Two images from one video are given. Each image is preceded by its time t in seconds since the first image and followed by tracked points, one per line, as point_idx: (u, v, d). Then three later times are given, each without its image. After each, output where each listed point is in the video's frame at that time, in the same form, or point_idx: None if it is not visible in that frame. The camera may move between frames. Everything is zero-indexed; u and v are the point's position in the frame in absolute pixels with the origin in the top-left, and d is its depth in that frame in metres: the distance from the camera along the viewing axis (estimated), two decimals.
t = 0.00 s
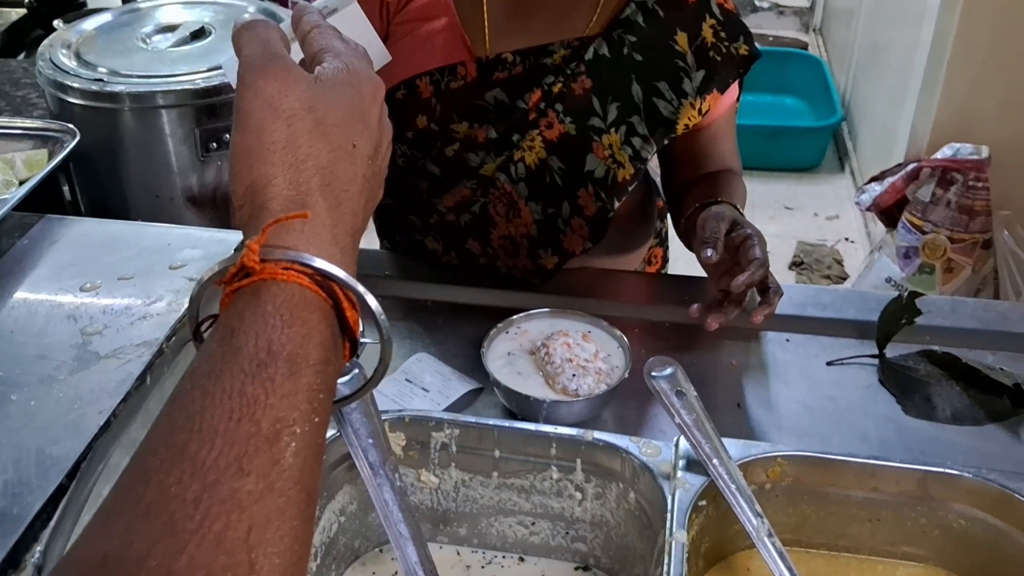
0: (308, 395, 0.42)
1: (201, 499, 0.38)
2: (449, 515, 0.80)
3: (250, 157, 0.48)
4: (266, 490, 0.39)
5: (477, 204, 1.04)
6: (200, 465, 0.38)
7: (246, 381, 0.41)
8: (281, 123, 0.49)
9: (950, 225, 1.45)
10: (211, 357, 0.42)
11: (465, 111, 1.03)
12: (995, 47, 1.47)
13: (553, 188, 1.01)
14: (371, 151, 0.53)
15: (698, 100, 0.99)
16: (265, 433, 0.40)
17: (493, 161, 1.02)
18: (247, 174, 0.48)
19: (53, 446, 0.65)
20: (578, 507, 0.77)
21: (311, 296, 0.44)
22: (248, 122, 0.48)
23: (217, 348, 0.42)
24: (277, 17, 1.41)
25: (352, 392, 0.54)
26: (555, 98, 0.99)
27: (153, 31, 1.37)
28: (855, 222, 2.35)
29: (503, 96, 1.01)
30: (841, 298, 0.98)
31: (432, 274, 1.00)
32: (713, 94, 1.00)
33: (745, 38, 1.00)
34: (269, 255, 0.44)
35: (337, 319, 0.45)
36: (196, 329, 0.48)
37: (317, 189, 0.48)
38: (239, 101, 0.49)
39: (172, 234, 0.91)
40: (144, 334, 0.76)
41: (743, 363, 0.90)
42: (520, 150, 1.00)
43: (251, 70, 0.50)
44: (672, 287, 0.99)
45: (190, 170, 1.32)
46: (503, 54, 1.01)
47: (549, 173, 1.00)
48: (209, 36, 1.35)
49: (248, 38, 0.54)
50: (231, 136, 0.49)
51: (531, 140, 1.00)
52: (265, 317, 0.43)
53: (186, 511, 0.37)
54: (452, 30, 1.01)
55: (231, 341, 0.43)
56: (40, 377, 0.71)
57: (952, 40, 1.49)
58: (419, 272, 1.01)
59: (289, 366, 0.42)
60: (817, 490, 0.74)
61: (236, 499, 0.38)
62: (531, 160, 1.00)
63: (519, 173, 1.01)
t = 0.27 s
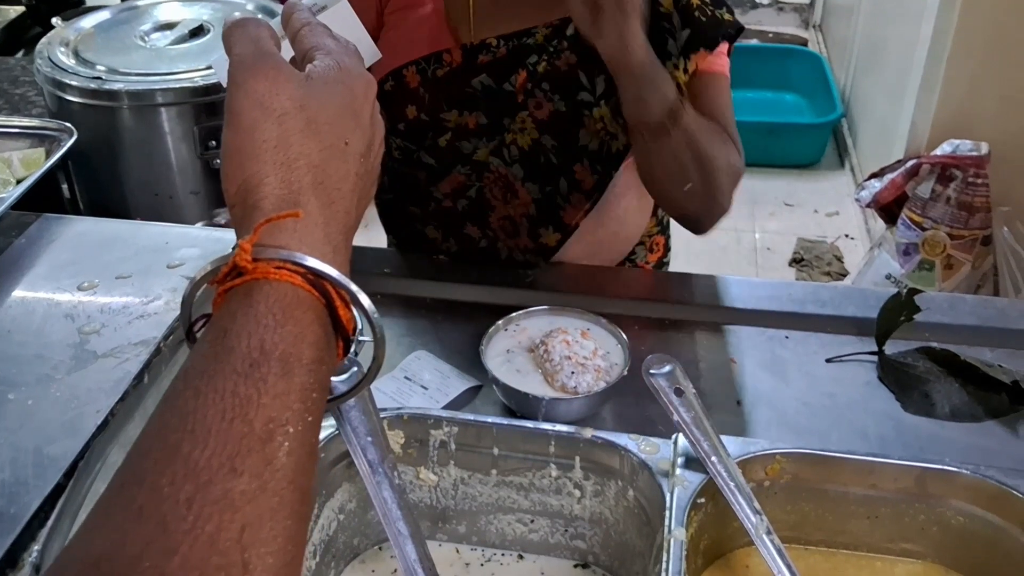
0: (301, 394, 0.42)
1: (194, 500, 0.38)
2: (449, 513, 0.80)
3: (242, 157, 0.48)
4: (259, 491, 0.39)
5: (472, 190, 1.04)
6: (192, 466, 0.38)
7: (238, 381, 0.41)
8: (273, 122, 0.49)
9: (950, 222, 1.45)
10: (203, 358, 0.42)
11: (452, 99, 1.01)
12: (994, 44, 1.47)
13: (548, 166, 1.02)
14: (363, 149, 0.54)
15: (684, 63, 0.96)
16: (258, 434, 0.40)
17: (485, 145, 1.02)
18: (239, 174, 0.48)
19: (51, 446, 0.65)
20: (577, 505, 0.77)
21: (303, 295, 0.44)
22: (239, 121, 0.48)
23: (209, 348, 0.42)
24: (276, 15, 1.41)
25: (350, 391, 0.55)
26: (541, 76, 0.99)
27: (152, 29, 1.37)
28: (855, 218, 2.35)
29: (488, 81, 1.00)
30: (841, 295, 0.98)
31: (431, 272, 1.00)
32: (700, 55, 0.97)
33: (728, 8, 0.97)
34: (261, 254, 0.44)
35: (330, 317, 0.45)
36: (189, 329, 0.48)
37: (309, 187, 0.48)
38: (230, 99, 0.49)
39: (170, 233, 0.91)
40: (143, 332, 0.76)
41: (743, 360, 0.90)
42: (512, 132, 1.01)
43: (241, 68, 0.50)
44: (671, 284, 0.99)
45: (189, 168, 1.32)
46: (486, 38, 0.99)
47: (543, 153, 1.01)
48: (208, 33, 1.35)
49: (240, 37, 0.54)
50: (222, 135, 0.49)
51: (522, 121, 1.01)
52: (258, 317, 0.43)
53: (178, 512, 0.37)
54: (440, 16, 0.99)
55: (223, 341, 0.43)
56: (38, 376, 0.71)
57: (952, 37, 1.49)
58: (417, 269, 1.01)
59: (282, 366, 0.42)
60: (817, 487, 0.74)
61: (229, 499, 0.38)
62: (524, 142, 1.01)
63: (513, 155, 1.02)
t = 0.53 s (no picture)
0: (299, 392, 0.42)
1: (193, 498, 0.38)
2: (449, 510, 0.81)
3: (239, 156, 0.48)
4: (257, 488, 0.39)
5: (454, 190, 1.05)
6: (191, 465, 0.38)
7: (236, 379, 0.41)
8: (271, 121, 0.49)
9: (949, 219, 1.45)
10: (201, 357, 0.42)
11: (429, 99, 1.01)
12: (994, 41, 1.47)
13: (520, 159, 1.01)
14: (361, 149, 0.54)
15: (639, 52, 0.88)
16: (256, 432, 0.40)
17: (457, 142, 1.02)
18: (237, 173, 0.48)
19: (51, 445, 0.65)
20: (577, 502, 0.77)
21: (301, 294, 0.44)
22: (237, 120, 0.48)
23: (207, 347, 0.43)
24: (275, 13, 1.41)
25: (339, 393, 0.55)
26: (507, 68, 0.97)
27: (151, 27, 1.37)
28: (855, 215, 2.35)
29: (461, 78, 0.99)
30: (840, 292, 0.98)
31: (431, 270, 1.00)
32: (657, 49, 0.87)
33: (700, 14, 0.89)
34: (258, 253, 0.44)
35: (327, 314, 0.46)
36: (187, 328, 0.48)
37: (307, 187, 0.48)
38: (227, 98, 0.49)
39: (171, 232, 0.91)
40: (143, 331, 0.76)
41: (742, 357, 0.90)
42: (481, 125, 1.01)
43: (239, 68, 0.50)
44: (670, 282, 0.99)
45: (189, 167, 1.32)
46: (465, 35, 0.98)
47: (512, 145, 1.00)
48: (207, 32, 1.35)
49: (237, 36, 0.54)
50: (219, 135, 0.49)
51: (489, 114, 1.00)
52: (255, 316, 0.43)
53: (177, 510, 0.37)
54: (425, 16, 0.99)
55: (221, 340, 0.43)
56: (37, 374, 0.71)
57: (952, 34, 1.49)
58: (417, 266, 1.01)
59: (279, 365, 0.42)
60: (817, 484, 0.74)
61: (228, 497, 0.38)
62: (493, 134, 1.00)
63: (484, 149, 1.02)
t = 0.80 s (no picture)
0: (299, 382, 0.42)
1: (193, 487, 0.38)
2: (449, 504, 0.81)
3: (238, 147, 0.48)
4: (257, 478, 0.39)
5: (448, 185, 1.04)
6: (189, 455, 0.38)
7: (236, 370, 0.41)
8: (268, 112, 0.49)
9: (949, 214, 1.44)
10: (201, 348, 0.42)
11: (419, 95, 1.00)
12: (994, 35, 1.46)
13: (512, 148, 0.99)
14: (360, 140, 0.54)
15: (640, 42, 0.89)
16: (255, 422, 0.40)
17: (449, 138, 1.01)
18: (236, 163, 0.48)
19: (51, 437, 0.65)
20: (577, 496, 0.77)
21: (300, 284, 0.44)
22: (235, 111, 0.48)
23: (207, 339, 0.43)
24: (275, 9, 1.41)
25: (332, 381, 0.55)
26: (495, 62, 0.95)
27: (150, 23, 1.37)
28: (855, 211, 2.35)
29: (450, 74, 0.98)
30: (840, 287, 0.98)
31: (432, 265, 1.00)
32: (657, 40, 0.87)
33: None
34: (258, 244, 0.44)
35: (327, 304, 0.46)
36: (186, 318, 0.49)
37: (306, 177, 0.48)
38: (226, 90, 0.49)
39: (171, 225, 0.91)
40: (143, 324, 0.76)
41: (743, 351, 0.90)
42: (471, 120, 0.99)
43: (236, 60, 0.50)
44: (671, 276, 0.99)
45: (189, 162, 1.32)
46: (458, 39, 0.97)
47: (504, 135, 0.98)
48: (207, 28, 1.35)
49: (235, 29, 0.54)
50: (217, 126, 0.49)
51: (478, 108, 0.98)
52: (254, 307, 0.43)
53: (176, 500, 0.37)
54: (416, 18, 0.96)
55: (221, 331, 0.43)
56: (37, 368, 0.71)
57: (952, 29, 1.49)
58: (417, 261, 1.01)
59: (279, 355, 0.42)
60: (818, 477, 0.74)
61: (228, 487, 0.38)
62: (483, 127, 0.99)
63: (474, 142, 1.00)
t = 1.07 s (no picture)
0: (302, 382, 0.42)
1: (196, 489, 0.38)
2: (451, 503, 0.80)
3: (240, 145, 0.48)
4: (260, 480, 0.39)
5: (459, 186, 1.03)
6: (193, 456, 0.38)
7: (239, 370, 0.41)
8: (272, 109, 0.49)
9: (950, 212, 1.44)
10: (203, 349, 0.42)
11: (426, 89, 0.98)
12: (996, 33, 1.46)
13: (528, 151, 0.98)
14: (363, 138, 0.54)
15: (659, 35, 0.90)
16: (259, 424, 0.40)
17: (462, 138, 1.00)
18: (239, 162, 0.47)
19: (54, 437, 0.65)
20: (580, 495, 0.77)
21: (303, 284, 0.44)
22: (237, 109, 0.48)
23: (210, 339, 0.42)
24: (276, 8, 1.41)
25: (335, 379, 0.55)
26: (510, 61, 0.94)
27: (151, 22, 1.37)
28: (856, 209, 2.35)
29: (458, 68, 0.95)
30: (842, 285, 0.98)
31: (433, 263, 1.00)
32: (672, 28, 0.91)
33: None
34: (261, 243, 0.44)
35: (330, 304, 0.45)
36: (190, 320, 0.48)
37: (309, 176, 0.48)
38: (228, 86, 0.49)
39: (173, 225, 0.91)
40: (144, 324, 0.76)
41: (744, 350, 0.90)
42: (487, 121, 0.98)
43: (238, 54, 0.50)
44: (672, 275, 0.99)
45: (190, 161, 1.32)
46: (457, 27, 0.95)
47: (520, 138, 0.97)
48: (207, 26, 1.35)
49: (237, 25, 0.54)
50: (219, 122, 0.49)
51: (495, 108, 0.97)
52: (257, 307, 0.43)
53: (180, 502, 0.37)
54: (409, 15, 0.95)
55: (224, 332, 0.42)
56: (39, 368, 0.71)
57: (953, 27, 1.48)
58: (418, 260, 1.01)
59: (282, 356, 0.42)
60: (820, 476, 0.74)
61: (231, 489, 0.38)
62: (500, 130, 0.98)
63: (491, 144, 0.99)
